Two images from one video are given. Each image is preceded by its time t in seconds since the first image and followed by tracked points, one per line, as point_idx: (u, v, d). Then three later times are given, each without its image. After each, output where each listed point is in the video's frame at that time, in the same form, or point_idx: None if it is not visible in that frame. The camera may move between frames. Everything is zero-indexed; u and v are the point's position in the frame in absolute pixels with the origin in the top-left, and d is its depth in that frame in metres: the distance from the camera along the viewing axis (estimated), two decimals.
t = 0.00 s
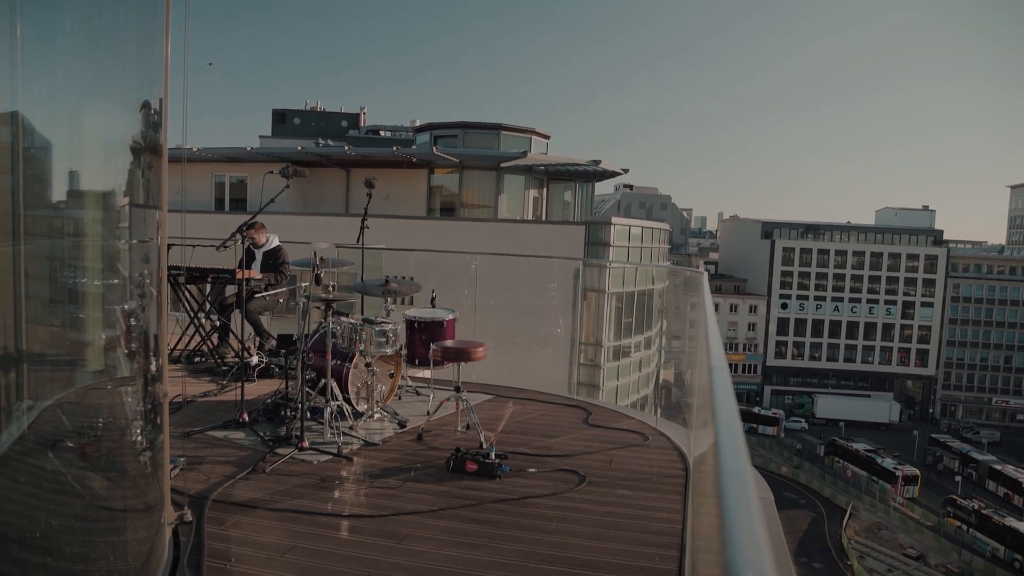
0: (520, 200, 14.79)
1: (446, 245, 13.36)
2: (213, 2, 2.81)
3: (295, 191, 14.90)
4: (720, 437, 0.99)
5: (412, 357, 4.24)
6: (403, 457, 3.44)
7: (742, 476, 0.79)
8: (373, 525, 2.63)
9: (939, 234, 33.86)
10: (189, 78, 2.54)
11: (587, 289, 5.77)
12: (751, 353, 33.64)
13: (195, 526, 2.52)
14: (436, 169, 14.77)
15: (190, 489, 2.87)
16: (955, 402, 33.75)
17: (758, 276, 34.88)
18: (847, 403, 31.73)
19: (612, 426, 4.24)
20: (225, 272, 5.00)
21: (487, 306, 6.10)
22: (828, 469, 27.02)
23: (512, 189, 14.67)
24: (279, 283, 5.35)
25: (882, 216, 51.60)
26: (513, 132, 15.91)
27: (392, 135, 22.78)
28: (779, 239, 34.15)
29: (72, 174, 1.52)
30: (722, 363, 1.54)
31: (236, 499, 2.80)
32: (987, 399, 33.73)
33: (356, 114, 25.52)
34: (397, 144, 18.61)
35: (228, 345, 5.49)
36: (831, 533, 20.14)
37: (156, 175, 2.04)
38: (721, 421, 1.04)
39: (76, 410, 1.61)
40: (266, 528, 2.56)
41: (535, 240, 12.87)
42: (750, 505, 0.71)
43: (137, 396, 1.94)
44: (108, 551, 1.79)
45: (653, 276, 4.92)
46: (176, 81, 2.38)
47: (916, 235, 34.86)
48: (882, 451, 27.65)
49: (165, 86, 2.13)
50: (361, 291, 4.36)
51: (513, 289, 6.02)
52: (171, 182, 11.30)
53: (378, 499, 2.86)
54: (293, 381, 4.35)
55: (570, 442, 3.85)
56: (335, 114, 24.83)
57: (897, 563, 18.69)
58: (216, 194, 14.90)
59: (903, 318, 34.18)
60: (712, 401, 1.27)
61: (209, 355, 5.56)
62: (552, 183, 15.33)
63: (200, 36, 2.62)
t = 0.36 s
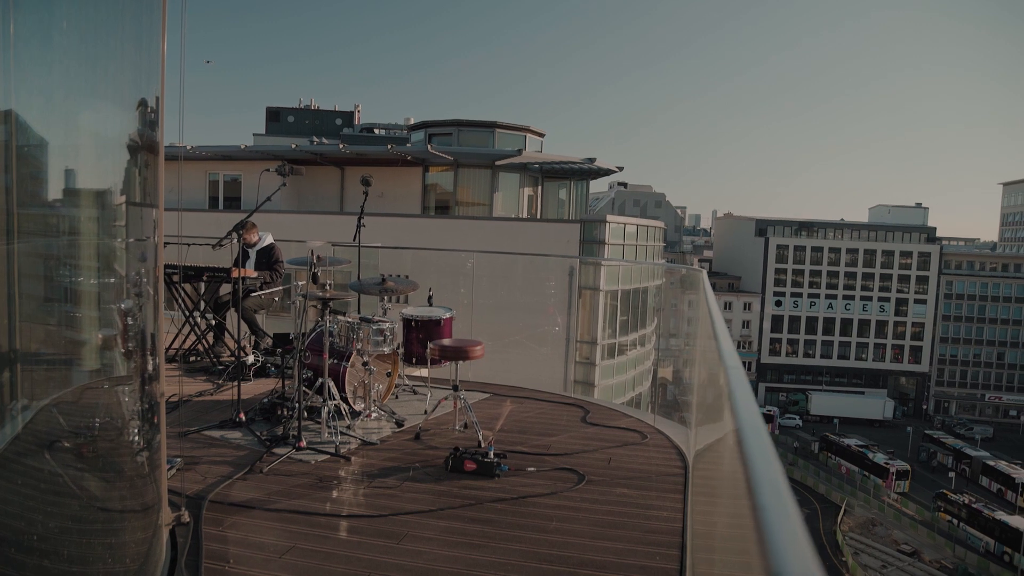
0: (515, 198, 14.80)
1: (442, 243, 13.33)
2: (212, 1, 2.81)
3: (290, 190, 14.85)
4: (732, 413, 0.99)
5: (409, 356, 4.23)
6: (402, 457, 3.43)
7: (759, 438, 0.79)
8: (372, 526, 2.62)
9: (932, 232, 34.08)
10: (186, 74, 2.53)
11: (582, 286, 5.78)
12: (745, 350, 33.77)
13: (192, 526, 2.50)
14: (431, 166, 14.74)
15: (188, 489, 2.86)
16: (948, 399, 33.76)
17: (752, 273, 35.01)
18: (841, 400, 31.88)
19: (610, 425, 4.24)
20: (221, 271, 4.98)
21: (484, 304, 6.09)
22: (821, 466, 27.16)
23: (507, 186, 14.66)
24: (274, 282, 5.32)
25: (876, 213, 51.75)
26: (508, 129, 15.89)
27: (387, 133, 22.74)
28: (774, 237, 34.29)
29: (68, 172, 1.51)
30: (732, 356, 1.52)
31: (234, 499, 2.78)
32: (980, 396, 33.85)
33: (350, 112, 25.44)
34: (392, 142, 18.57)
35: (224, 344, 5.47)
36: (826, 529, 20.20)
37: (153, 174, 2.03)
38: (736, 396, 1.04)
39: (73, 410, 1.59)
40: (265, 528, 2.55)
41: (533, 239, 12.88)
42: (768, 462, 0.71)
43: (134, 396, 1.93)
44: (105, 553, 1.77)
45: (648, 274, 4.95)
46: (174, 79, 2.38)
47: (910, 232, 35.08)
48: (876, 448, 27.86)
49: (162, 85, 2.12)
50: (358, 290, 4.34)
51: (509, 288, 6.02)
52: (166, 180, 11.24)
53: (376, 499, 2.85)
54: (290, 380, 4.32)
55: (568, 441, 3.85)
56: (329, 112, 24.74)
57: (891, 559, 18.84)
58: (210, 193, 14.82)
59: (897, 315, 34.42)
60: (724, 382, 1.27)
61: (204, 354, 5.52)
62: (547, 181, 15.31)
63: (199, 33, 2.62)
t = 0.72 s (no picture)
0: (514, 198, 14.80)
1: (442, 243, 13.31)
2: None
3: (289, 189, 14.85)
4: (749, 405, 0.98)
5: (410, 355, 4.22)
6: (404, 457, 3.42)
7: (781, 433, 0.78)
8: (374, 526, 2.61)
9: (930, 231, 34.21)
10: (185, 75, 2.54)
11: (581, 286, 5.78)
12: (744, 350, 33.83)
13: (194, 526, 2.50)
14: (430, 166, 14.73)
15: (189, 490, 2.85)
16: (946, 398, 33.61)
17: (750, 273, 35.08)
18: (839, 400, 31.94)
19: (611, 425, 4.24)
20: (221, 270, 4.96)
21: (484, 304, 6.08)
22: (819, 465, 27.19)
23: (506, 186, 14.65)
24: (273, 282, 5.31)
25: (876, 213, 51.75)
26: (507, 129, 15.88)
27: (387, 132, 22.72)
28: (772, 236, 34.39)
29: (71, 170, 1.50)
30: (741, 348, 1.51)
31: (235, 500, 2.78)
32: (978, 396, 33.84)
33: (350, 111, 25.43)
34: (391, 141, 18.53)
35: (224, 343, 5.45)
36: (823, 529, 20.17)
37: (156, 173, 2.02)
38: (752, 390, 1.03)
39: (75, 409, 1.58)
40: (267, 528, 2.54)
41: (533, 238, 12.86)
42: (796, 460, 0.69)
43: (136, 395, 1.92)
44: (109, 554, 1.77)
45: (647, 274, 4.96)
46: (176, 79, 2.37)
47: (908, 231, 35.19)
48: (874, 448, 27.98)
49: (164, 85, 2.11)
50: (359, 290, 4.33)
51: (509, 287, 6.00)
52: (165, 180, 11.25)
53: (378, 499, 2.84)
54: (290, 380, 4.31)
55: (570, 441, 3.85)
56: (328, 112, 24.76)
57: (889, 558, 18.83)
58: (209, 192, 14.82)
59: (894, 314, 34.57)
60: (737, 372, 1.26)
61: (204, 354, 5.51)
62: (546, 181, 15.30)
63: (200, 32, 2.61)
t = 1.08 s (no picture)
0: (516, 198, 14.80)
1: (443, 242, 13.31)
2: None
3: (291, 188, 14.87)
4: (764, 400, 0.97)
5: (414, 354, 4.23)
6: (408, 456, 3.43)
7: (803, 429, 0.77)
8: (380, 524, 2.62)
9: (931, 232, 34.25)
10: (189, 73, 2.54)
11: (584, 286, 5.76)
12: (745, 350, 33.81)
13: (200, 524, 2.51)
14: (432, 165, 14.75)
15: (195, 487, 2.86)
16: (947, 400, 33.53)
17: (751, 273, 35.03)
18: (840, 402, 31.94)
19: (614, 425, 4.24)
20: (225, 269, 4.97)
21: (487, 303, 6.09)
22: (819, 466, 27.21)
23: (508, 185, 14.66)
24: (277, 281, 5.32)
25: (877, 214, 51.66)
26: (509, 129, 15.89)
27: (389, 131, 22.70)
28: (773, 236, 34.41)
29: (80, 170, 1.51)
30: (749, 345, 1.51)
31: (241, 498, 2.79)
32: (979, 397, 33.78)
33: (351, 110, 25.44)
34: (393, 140, 18.57)
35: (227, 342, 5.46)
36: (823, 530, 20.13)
37: (163, 172, 2.03)
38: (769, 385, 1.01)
39: (85, 407, 1.59)
40: (273, 526, 2.55)
41: (534, 238, 12.85)
42: (822, 457, 0.68)
43: (144, 394, 1.93)
44: (116, 551, 1.77)
45: (649, 274, 4.98)
46: (182, 78, 2.39)
47: (909, 232, 35.23)
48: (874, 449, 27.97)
49: (171, 84, 2.12)
50: (362, 289, 4.34)
51: (512, 286, 6.00)
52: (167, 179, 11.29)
53: (383, 498, 2.85)
54: (294, 379, 4.32)
55: (573, 440, 3.85)
56: (330, 111, 24.78)
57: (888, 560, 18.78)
58: (210, 190, 14.83)
59: (896, 315, 34.46)
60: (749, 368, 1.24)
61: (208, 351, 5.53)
62: (547, 181, 15.31)
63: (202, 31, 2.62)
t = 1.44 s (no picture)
0: (522, 197, 14.81)
1: (449, 241, 13.31)
2: None
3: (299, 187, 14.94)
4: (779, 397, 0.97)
5: (422, 353, 4.23)
6: (416, 454, 3.44)
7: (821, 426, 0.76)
8: (388, 523, 2.63)
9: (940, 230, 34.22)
10: (197, 72, 2.55)
11: (591, 285, 5.73)
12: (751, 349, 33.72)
13: (210, 522, 2.53)
14: (438, 164, 14.78)
15: (205, 485, 2.88)
16: (956, 399, 33.30)
17: (758, 272, 34.92)
18: (847, 401, 31.88)
19: (621, 423, 4.23)
20: (233, 268, 5.00)
21: (494, 302, 6.10)
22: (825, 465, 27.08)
23: (514, 184, 14.66)
24: (284, 279, 5.34)
25: (885, 212, 51.33)
26: (515, 128, 15.89)
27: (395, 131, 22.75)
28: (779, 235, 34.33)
29: (93, 170, 1.52)
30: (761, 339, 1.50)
31: (251, 496, 2.80)
32: (988, 396, 33.52)
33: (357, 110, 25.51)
34: (399, 139, 18.61)
35: (236, 340, 5.49)
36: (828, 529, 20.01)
37: (174, 171, 2.04)
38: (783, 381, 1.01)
39: (98, 405, 1.60)
40: (283, 525, 2.56)
41: (540, 237, 12.83)
42: (840, 450, 0.68)
43: (156, 392, 1.94)
44: (129, 547, 1.78)
45: (654, 272, 4.98)
46: (192, 77, 2.39)
47: (917, 231, 35.15)
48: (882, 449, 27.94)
49: (182, 83, 2.13)
50: (370, 287, 4.36)
51: (519, 285, 6.01)
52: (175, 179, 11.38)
53: (392, 497, 2.86)
54: (303, 378, 4.34)
55: (581, 439, 3.85)
56: (336, 112, 24.88)
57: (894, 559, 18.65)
58: (218, 190, 14.93)
59: (903, 314, 34.05)
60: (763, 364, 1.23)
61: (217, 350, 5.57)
62: (553, 179, 15.29)
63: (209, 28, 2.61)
